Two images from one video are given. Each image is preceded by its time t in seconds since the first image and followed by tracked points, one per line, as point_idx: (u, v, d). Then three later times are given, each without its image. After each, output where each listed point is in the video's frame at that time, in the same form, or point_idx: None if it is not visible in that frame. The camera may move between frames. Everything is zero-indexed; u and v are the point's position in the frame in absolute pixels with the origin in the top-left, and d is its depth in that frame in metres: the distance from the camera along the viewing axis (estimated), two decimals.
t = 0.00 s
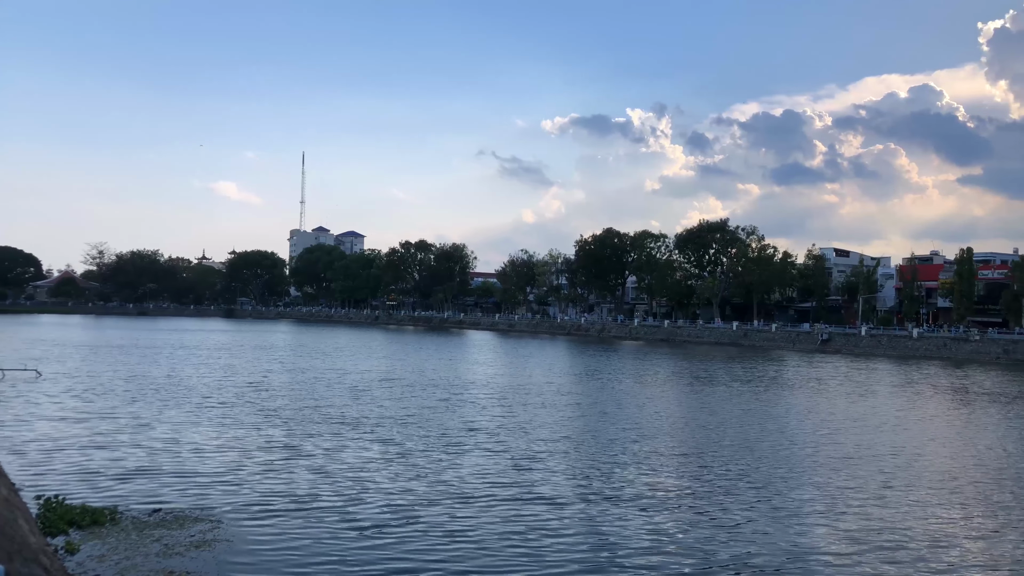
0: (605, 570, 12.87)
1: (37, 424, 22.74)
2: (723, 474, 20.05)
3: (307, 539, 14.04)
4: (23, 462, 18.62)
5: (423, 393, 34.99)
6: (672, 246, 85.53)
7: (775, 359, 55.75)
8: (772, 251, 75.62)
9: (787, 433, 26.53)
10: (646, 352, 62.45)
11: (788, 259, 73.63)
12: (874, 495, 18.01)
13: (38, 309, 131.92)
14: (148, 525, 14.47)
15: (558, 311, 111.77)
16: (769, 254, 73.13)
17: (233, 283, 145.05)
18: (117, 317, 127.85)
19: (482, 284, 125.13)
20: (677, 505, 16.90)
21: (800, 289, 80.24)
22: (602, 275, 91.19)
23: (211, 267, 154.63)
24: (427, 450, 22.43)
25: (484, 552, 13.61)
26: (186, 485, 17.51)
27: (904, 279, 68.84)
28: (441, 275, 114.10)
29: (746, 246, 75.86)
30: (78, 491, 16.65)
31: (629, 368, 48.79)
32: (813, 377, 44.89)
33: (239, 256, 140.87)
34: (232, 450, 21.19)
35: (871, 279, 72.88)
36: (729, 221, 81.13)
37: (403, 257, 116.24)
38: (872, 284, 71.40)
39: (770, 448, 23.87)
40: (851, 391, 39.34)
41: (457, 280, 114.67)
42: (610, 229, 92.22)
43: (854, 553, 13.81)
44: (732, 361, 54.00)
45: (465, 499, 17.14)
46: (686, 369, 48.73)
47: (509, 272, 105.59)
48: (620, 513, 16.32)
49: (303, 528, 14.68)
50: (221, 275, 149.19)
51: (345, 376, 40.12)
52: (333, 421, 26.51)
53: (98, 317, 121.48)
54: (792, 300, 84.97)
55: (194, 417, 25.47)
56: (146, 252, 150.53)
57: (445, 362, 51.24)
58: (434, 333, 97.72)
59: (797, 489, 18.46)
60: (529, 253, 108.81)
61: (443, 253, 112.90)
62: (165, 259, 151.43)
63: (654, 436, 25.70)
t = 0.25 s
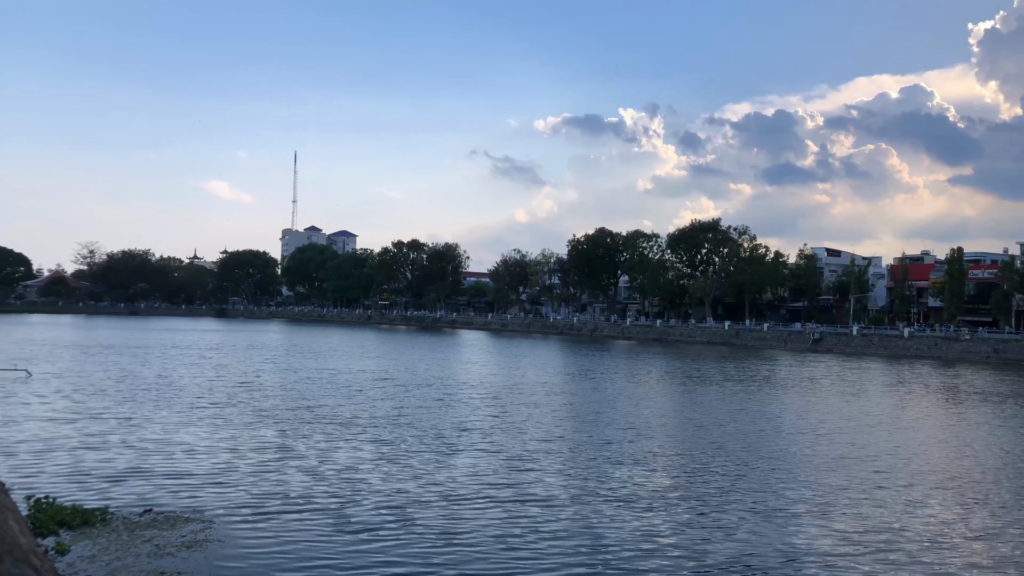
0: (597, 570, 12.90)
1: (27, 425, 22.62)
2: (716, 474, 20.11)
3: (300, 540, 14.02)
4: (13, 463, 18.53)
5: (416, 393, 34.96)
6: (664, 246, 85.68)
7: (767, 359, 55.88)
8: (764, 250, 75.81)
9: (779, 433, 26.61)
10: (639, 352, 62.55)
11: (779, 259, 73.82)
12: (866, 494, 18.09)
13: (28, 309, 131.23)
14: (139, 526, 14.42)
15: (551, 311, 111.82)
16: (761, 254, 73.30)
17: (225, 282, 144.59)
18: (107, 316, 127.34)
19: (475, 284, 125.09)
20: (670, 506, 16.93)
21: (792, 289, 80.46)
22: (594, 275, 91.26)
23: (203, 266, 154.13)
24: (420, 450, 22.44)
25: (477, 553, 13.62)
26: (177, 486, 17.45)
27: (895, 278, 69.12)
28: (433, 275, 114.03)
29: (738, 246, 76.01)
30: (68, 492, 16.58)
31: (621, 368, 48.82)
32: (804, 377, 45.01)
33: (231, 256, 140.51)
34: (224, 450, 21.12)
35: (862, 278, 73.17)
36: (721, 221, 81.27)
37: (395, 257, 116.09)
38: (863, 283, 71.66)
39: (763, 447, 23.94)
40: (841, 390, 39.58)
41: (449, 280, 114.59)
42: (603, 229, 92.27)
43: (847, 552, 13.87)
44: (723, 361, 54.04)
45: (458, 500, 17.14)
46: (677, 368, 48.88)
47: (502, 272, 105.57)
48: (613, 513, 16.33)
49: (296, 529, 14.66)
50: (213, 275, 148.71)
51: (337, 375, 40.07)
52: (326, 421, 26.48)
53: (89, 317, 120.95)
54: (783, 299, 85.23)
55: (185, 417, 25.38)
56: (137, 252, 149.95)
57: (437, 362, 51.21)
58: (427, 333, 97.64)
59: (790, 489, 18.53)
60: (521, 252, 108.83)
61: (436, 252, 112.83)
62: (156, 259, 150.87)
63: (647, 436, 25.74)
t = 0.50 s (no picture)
0: (588, 571, 12.93)
1: (17, 427, 22.49)
2: (707, 474, 20.19)
3: (291, 541, 14.00)
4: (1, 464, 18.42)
5: (408, 393, 34.95)
6: (656, 246, 85.89)
7: (758, 358, 56.09)
8: (756, 250, 76.02)
9: (771, 433, 26.71)
10: (631, 351, 62.64)
11: (771, 259, 74.07)
12: (857, 494, 18.19)
13: (18, 309, 130.61)
14: (130, 526, 14.39)
15: (543, 311, 111.94)
16: (752, 254, 73.53)
17: (216, 282, 144.16)
18: (98, 316, 126.75)
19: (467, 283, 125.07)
20: (661, 506, 16.98)
21: (784, 289, 80.73)
22: (586, 275, 91.40)
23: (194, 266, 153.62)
24: (412, 450, 22.43)
25: (470, 554, 13.63)
26: (169, 487, 17.42)
27: (886, 278, 69.41)
28: (425, 274, 113.95)
29: (729, 246, 76.21)
30: (58, 493, 16.50)
31: (613, 368, 48.92)
32: (795, 377, 45.28)
33: (222, 256, 140.08)
34: (215, 451, 21.07)
35: (853, 278, 73.52)
36: (713, 221, 81.44)
37: (388, 257, 115.96)
38: (854, 283, 71.96)
39: (754, 448, 24.02)
40: (831, 390, 39.86)
41: (442, 280, 114.56)
42: (595, 229, 92.36)
43: (837, 552, 13.95)
44: (715, 361, 54.23)
45: (449, 501, 17.16)
46: (669, 368, 49.07)
47: (494, 272, 105.59)
48: (605, 513, 16.35)
49: (287, 530, 14.63)
50: (204, 275, 148.20)
51: (329, 376, 40.02)
52: (317, 422, 26.43)
53: (80, 317, 120.44)
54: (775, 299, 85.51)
55: (176, 418, 25.29)
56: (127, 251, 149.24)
57: (430, 362, 51.32)
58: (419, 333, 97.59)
59: (781, 489, 18.60)
60: (514, 252, 108.90)
61: (428, 252, 112.78)
62: (147, 259, 150.29)
63: (639, 436, 25.79)
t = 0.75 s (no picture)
0: (579, 572, 12.96)
1: (4, 428, 22.33)
2: (698, 475, 20.26)
3: (282, 542, 13.96)
4: None
5: (399, 394, 34.91)
6: (647, 246, 86.02)
7: (748, 358, 56.23)
8: (746, 251, 76.24)
9: (761, 433, 26.81)
10: (621, 352, 62.69)
11: (761, 259, 74.30)
12: (847, 494, 18.29)
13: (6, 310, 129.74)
14: (120, 527, 14.32)
15: (534, 311, 112.01)
16: (743, 254, 73.75)
17: (206, 282, 143.58)
18: (87, 317, 126.04)
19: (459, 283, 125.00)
20: (652, 507, 17.03)
21: (774, 289, 81.01)
22: (577, 275, 91.48)
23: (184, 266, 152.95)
24: (404, 451, 22.39)
25: (461, 555, 13.64)
26: (158, 488, 17.35)
27: (875, 278, 69.72)
28: (417, 275, 113.85)
29: (720, 246, 76.39)
30: (46, 495, 16.39)
31: (604, 368, 48.97)
32: (785, 377, 45.45)
33: (212, 256, 139.61)
34: (204, 453, 20.98)
35: (842, 277, 73.87)
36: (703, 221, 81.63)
37: (378, 257, 115.74)
38: (844, 283, 72.24)
39: (744, 448, 24.10)
40: (820, 390, 40.03)
41: (433, 280, 114.44)
42: (586, 229, 92.44)
43: (826, 552, 14.03)
44: (705, 361, 54.34)
45: (441, 502, 17.15)
46: (660, 368, 49.15)
47: (485, 272, 105.55)
48: (596, 514, 16.34)
49: (278, 531, 14.59)
50: (193, 275, 147.57)
51: (320, 376, 39.91)
52: (307, 422, 26.35)
53: (68, 317, 119.74)
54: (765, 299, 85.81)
55: (165, 419, 25.17)
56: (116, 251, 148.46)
57: (420, 362, 51.28)
58: (410, 333, 97.47)
59: (772, 489, 18.67)
60: (505, 252, 108.89)
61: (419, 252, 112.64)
62: (137, 259, 149.54)
63: (630, 437, 25.86)
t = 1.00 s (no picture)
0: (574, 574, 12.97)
1: None
2: (693, 476, 20.28)
3: (275, 545, 13.93)
4: None
5: (392, 395, 34.86)
6: (640, 246, 86.13)
7: (740, 358, 56.33)
8: (738, 251, 76.39)
9: (754, 434, 26.88)
10: (614, 352, 62.73)
11: (754, 259, 74.45)
12: (841, 495, 18.35)
13: None
14: (111, 529, 14.26)
15: (527, 311, 112.05)
16: (735, 254, 73.89)
17: (198, 282, 143.11)
18: (78, 317, 125.49)
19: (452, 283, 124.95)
20: (647, 508, 17.06)
21: (766, 289, 81.22)
22: (571, 275, 91.54)
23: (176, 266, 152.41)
24: (398, 453, 22.37)
25: (455, 557, 13.64)
26: (151, 490, 17.29)
27: (867, 278, 69.96)
28: (410, 275, 113.76)
29: (712, 246, 76.53)
30: (37, 497, 16.31)
31: (597, 369, 49.03)
32: (777, 376, 45.61)
33: (205, 256, 139.15)
34: (197, 454, 20.91)
35: (834, 277, 74.08)
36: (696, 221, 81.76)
37: (371, 257, 115.54)
38: (836, 283, 72.46)
39: (737, 449, 24.15)
40: (812, 390, 40.17)
41: (426, 280, 114.34)
42: (579, 229, 92.49)
43: (820, 554, 14.08)
44: (697, 360, 54.42)
45: (435, 504, 17.14)
46: (652, 368, 49.23)
47: (478, 272, 105.49)
48: (591, 517, 16.35)
49: (271, 533, 14.56)
50: (185, 275, 147.04)
51: (312, 377, 39.82)
52: (300, 424, 26.28)
53: (59, 317, 119.15)
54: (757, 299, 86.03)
55: (156, 420, 25.05)
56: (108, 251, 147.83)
57: (412, 363, 51.27)
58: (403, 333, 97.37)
59: (766, 490, 18.71)
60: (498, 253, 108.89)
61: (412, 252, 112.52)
62: (128, 258, 148.93)
63: (625, 438, 25.88)
